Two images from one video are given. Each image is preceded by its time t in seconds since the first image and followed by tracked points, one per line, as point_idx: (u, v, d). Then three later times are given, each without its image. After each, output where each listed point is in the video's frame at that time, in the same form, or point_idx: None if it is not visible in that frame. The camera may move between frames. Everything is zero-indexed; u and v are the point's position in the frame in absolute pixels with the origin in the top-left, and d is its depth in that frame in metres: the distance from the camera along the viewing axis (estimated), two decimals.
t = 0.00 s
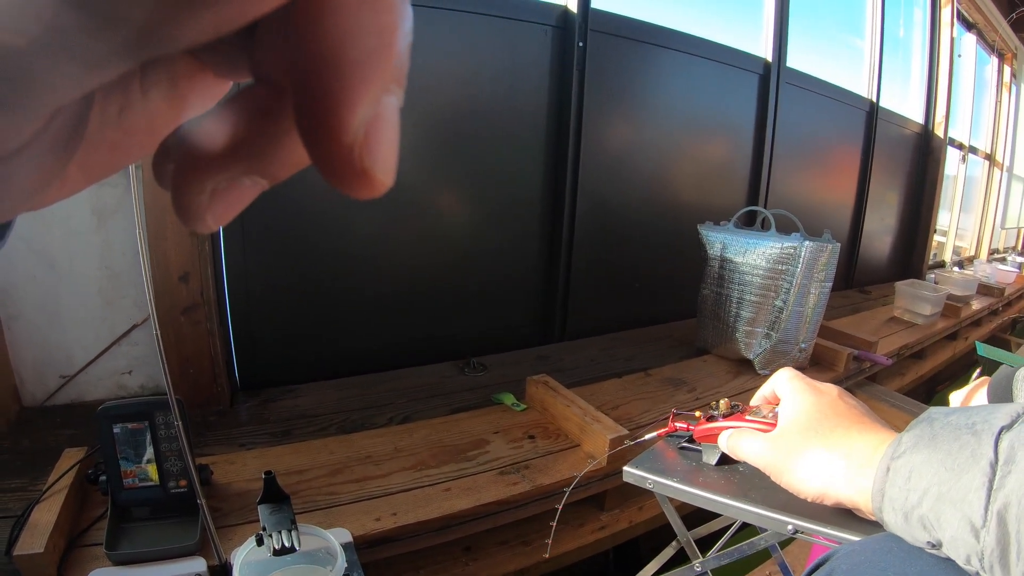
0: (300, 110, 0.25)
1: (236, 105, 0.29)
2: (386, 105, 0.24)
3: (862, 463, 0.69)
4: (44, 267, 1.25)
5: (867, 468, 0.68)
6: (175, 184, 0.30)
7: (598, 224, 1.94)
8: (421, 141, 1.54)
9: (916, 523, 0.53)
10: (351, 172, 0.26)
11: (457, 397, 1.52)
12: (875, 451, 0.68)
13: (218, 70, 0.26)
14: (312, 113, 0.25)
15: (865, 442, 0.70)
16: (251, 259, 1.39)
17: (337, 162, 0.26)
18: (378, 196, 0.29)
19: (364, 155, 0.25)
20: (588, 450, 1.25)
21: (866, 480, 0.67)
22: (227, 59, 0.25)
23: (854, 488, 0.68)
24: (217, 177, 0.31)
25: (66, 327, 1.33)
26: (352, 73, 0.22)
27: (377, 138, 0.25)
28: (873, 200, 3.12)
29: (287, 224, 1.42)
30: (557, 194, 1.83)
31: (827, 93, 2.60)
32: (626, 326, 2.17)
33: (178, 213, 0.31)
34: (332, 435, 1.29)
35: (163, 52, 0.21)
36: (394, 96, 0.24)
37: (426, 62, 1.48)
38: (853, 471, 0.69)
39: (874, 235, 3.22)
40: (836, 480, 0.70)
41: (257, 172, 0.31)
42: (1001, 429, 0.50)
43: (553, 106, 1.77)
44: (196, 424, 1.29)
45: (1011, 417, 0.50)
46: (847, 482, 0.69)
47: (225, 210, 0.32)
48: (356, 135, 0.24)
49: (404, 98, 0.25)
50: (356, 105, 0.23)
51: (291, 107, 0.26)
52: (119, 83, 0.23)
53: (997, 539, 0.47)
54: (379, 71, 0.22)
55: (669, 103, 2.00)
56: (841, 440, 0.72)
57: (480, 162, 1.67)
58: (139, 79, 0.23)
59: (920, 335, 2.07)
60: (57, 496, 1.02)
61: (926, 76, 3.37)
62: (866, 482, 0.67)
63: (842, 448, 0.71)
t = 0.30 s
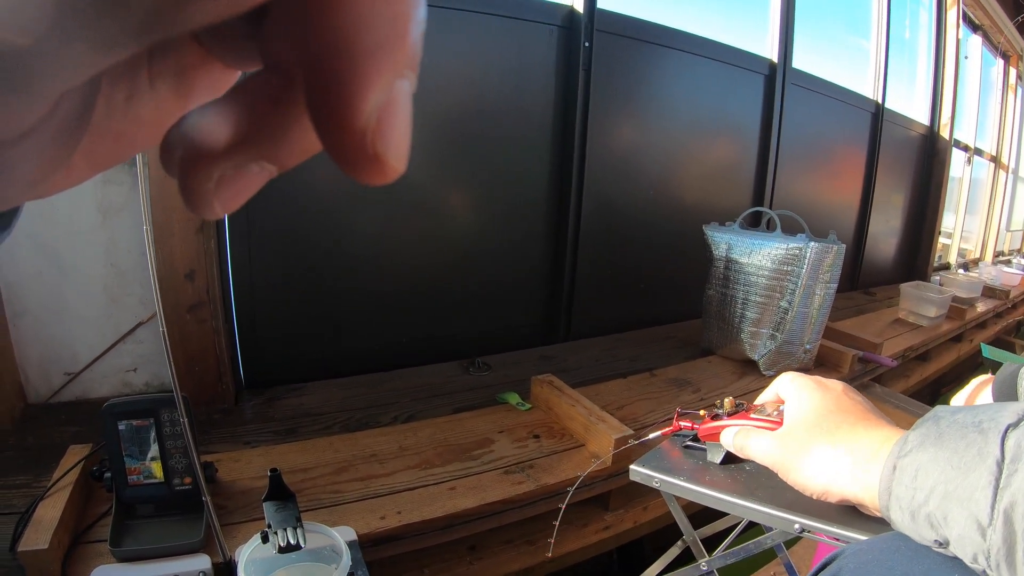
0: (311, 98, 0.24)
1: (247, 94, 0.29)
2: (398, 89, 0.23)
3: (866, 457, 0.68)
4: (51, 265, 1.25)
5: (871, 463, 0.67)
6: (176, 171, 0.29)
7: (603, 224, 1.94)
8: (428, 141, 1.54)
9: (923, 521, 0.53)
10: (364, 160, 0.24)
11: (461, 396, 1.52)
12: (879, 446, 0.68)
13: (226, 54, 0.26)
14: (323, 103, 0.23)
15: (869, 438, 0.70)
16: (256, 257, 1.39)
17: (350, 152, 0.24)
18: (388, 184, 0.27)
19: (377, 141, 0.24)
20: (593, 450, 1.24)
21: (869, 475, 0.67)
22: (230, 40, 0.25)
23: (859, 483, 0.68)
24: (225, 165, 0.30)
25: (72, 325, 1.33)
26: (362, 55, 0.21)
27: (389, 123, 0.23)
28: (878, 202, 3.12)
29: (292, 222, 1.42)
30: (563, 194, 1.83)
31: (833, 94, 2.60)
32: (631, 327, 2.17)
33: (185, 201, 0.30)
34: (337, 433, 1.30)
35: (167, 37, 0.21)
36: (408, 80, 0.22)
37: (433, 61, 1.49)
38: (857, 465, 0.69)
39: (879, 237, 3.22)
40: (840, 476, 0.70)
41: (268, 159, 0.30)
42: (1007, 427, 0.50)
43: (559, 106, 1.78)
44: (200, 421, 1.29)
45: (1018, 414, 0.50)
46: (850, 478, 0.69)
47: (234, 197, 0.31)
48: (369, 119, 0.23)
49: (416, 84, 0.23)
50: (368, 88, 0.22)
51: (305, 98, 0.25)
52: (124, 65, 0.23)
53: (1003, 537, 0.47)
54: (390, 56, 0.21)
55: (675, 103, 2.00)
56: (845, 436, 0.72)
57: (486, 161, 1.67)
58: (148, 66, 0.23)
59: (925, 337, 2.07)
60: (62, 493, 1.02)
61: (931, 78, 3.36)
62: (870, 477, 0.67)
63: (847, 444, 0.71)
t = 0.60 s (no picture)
0: (332, 55, 0.27)
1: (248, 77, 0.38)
2: (424, 57, 0.25)
3: (868, 453, 0.68)
4: (61, 261, 1.26)
5: (874, 460, 0.66)
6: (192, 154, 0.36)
7: (611, 222, 1.94)
8: (436, 138, 1.55)
9: (930, 518, 0.53)
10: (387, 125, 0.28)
11: (468, 393, 1.52)
12: (882, 441, 0.67)
13: (236, 39, 0.38)
14: (344, 62, 0.26)
15: (872, 433, 0.69)
16: (262, 254, 1.40)
17: (376, 118, 0.27)
18: (413, 156, 0.30)
19: (402, 108, 0.27)
20: (602, 447, 1.24)
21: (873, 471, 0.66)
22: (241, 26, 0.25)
23: (863, 480, 0.67)
24: (236, 145, 0.36)
25: (78, 321, 1.31)
26: (392, 22, 0.23)
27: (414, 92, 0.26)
28: (885, 201, 3.11)
29: (299, 219, 1.42)
30: (571, 192, 1.83)
31: (841, 93, 2.58)
32: (638, 325, 2.16)
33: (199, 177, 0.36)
34: (344, 430, 1.30)
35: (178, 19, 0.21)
36: (434, 49, 0.25)
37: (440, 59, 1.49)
38: (859, 462, 0.68)
39: (886, 236, 3.21)
40: (841, 471, 0.70)
41: (282, 134, 0.37)
42: (1008, 423, 0.49)
43: (567, 104, 1.77)
44: (207, 417, 1.28)
45: (1018, 410, 0.50)
46: (853, 474, 0.68)
47: (243, 174, 0.37)
48: (394, 85, 0.26)
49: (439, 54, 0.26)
50: (397, 54, 0.24)
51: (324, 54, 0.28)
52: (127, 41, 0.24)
53: (1009, 536, 0.45)
54: (417, 25, 0.24)
55: (682, 101, 2.00)
56: (846, 431, 0.71)
57: (493, 159, 1.67)
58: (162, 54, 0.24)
59: (933, 336, 2.06)
60: (68, 488, 1.00)
61: (939, 76, 3.34)
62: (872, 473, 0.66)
63: (849, 439, 0.70)
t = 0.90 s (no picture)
0: (340, 50, 0.26)
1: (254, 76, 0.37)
2: (437, 51, 0.25)
3: (870, 460, 0.68)
4: (65, 260, 1.27)
5: (876, 467, 0.66)
6: (198, 150, 0.37)
7: (615, 222, 1.93)
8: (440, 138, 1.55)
9: (934, 523, 0.53)
10: (397, 122, 0.27)
11: (472, 393, 1.52)
12: (883, 448, 0.67)
13: (242, 35, 0.36)
14: (353, 56, 0.25)
15: (873, 441, 0.69)
16: (267, 253, 1.40)
17: (385, 115, 0.27)
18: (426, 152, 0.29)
19: (414, 103, 0.26)
20: (606, 448, 1.24)
21: (875, 479, 0.66)
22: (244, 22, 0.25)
23: (865, 486, 0.67)
24: (242, 142, 0.37)
25: (83, 320, 1.32)
26: (404, 10, 0.23)
27: (425, 85, 0.26)
28: (890, 201, 3.09)
29: (303, 219, 1.42)
30: (575, 192, 1.83)
31: (846, 92, 2.57)
32: (642, 325, 2.16)
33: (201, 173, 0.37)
34: (349, 430, 1.30)
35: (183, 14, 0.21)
36: (446, 42, 0.25)
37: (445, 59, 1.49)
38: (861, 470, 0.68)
39: (891, 236, 3.20)
40: (843, 480, 0.70)
41: (289, 133, 0.37)
42: (1012, 429, 0.49)
43: (572, 103, 1.77)
44: (212, 416, 1.29)
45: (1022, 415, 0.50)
46: (855, 483, 0.68)
47: (248, 174, 0.37)
48: (406, 79, 0.25)
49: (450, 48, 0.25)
50: (409, 46, 0.24)
51: (331, 48, 0.28)
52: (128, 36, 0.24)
53: (1014, 541, 0.45)
54: (428, 17, 0.23)
55: (687, 100, 1.99)
56: (848, 439, 0.71)
57: (497, 158, 1.67)
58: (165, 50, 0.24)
59: (938, 337, 2.05)
60: (73, 487, 1.00)
61: (945, 76, 3.33)
62: (874, 481, 0.66)
63: (850, 446, 0.70)
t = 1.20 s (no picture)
0: (340, 55, 0.26)
1: (257, 75, 0.38)
2: (439, 57, 0.24)
3: (874, 464, 0.67)
4: (69, 260, 1.27)
5: (881, 472, 0.66)
6: (199, 153, 0.37)
7: (618, 224, 1.93)
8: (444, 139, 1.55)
9: (937, 528, 0.53)
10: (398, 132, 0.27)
11: (475, 394, 1.52)
12: (888, 453, 0.67)
13: (241, 38, 0.36)
14: (353, 62, 0.25)
15: (878, 445, 0.69)
16: (270, 254, 1.40)
17: (388, 123, 0.26)
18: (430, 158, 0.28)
19: (416, 114, 0.26)
20: (609, 450, 1.24)
21: (879, 484, 0.66)
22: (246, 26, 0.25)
23: (870, 491, 0.67)
24: (242, 149, 0.37)
25: (87, 320, 1.32)
26: (406, 15, 0.21)
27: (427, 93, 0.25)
28: (894, 202, 3.09)
29: (306, 220, 1.42)
30: (579, 193, 1.83)
31: (850, 93, 2.57)
32: (645, 327, 2.16)
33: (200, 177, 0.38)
34: (352, 431, 1.30)
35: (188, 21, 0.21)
36: (448, 49, 0.24)
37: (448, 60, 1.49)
38: (866, 475, 0.68)
39: (894, 238, 3.19)
40: (849, 485, 0.70)
41: (289, 141, 0.37)
42: (1016, 433, 0.48)
43: (576, 105, 1.77)
44: (215, 417, 1.29)
45: None
46: (860, 487, 0.68)
47: (249, 181, 0.37)
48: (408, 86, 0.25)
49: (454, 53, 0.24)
50: (410, 53, 0.23)
51: (331, 57, 0.27)
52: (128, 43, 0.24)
53: (1018, 547, 0.45)
54: (429, 26, 0.22)
55: (691, 102, 1.99)
56: (852, 443, 0.71)
57: (501, 160, 1.66)
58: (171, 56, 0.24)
59: (942, 339, 2.05)
60: (76, 488, 1.01)
61: (948, 77, 3.32)
62: (879, 486, 0.66)
63: (854, 451, 0.70)
